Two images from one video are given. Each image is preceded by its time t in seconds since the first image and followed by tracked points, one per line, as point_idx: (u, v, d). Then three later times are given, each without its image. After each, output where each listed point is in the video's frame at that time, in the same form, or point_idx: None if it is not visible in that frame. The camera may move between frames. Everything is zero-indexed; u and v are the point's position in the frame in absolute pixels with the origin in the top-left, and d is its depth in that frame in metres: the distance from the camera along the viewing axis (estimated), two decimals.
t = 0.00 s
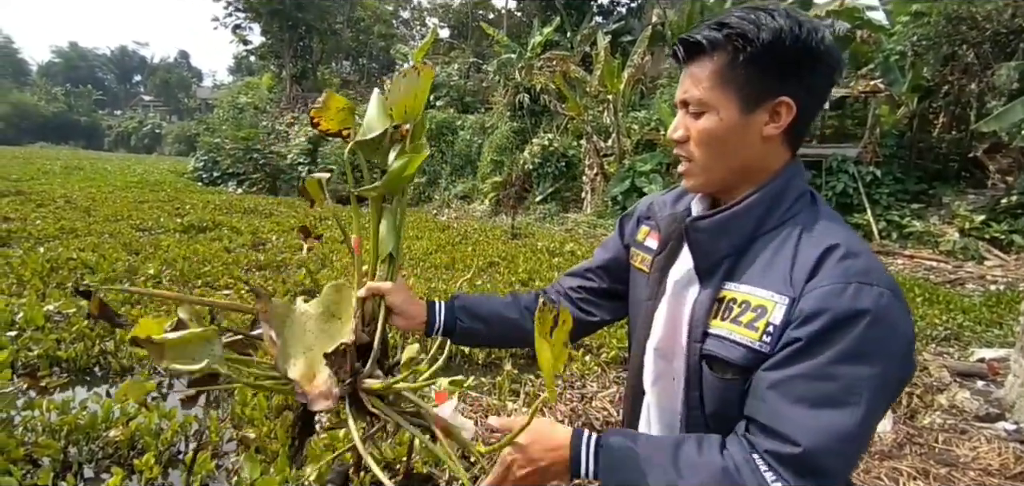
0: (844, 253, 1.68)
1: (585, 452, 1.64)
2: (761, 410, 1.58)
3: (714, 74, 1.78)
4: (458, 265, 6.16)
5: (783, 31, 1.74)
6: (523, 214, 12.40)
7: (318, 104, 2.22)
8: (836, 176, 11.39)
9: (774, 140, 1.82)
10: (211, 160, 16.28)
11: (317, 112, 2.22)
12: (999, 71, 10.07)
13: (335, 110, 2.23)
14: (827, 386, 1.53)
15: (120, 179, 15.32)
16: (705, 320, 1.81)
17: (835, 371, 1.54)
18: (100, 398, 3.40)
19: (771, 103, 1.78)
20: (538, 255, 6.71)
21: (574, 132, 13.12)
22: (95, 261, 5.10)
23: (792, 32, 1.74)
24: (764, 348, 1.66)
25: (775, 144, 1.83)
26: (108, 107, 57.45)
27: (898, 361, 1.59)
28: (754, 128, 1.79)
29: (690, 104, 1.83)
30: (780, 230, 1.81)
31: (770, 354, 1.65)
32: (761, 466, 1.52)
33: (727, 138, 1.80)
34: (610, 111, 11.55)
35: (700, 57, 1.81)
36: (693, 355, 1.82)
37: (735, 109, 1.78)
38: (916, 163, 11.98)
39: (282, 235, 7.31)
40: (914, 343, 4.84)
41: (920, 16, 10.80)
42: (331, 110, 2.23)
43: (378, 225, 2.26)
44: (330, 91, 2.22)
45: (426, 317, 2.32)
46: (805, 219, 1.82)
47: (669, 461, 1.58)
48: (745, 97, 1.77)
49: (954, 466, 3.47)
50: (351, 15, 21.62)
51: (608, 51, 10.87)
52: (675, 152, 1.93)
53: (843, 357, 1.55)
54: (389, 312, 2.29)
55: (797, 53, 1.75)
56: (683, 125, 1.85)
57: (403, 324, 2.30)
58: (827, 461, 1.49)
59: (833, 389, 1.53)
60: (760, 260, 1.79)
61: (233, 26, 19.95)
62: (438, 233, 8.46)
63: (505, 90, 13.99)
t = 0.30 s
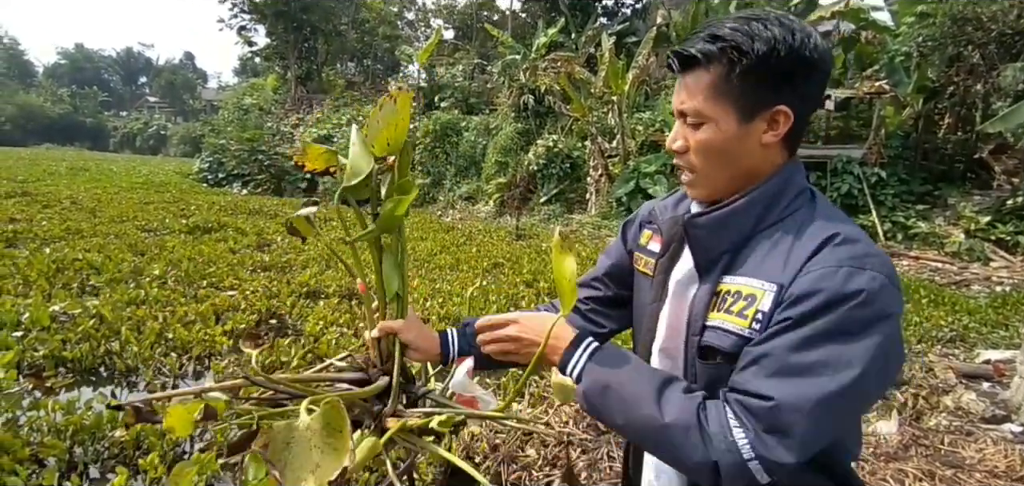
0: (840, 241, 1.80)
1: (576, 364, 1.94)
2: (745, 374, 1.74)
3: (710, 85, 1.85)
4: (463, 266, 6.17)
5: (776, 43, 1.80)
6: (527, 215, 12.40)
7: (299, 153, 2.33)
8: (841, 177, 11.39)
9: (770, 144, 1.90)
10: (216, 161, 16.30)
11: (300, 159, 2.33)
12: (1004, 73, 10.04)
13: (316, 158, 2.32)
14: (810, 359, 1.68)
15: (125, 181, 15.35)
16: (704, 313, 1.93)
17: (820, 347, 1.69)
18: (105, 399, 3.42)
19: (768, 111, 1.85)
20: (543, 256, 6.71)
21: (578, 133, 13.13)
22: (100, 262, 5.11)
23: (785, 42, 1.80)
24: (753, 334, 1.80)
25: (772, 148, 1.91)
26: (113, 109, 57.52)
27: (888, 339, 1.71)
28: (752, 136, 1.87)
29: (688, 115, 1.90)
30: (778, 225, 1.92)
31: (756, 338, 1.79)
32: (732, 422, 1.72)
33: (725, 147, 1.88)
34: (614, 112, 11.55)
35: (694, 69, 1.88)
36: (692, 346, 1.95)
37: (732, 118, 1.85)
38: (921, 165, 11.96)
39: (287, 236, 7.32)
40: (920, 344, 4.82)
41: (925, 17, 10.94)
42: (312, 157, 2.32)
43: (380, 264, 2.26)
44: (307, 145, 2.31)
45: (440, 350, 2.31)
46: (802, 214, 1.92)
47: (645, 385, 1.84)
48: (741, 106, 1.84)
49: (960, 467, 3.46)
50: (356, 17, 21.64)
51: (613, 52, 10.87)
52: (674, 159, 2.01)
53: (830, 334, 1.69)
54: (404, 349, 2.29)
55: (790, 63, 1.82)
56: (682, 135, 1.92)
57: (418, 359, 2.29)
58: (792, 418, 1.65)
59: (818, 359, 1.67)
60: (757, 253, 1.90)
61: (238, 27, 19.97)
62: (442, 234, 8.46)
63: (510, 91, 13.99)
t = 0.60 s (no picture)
0: (828, 250, 1.81)
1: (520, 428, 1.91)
2: (720, 368, 1.76)
3: (723, 90, 1.84)
4: (470, 267, 6.18)
5: (795, 49, 1.80)
6: (534, 216, 12.41)
7: (318, 163, 2.40)
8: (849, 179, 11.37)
9: (784, 149, 1.92)
10: (224, 163, 16.33)
11: (319, 169, 2.39)
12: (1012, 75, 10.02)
13: (338, 163, 2.40)
14: (782, 360, 1.69)
15: (133, 182, 15.39)
16: (697, 316, 1.97)
17: (796, 347, 1.70)
18: (113, 399, 3.43)
19: (783, 117, 1.86)
20: (550, 258, 6.71)
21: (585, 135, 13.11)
22: (109, 262, 5.12)
23: (802, 48, 1.80)
24: (733, 337, 1.83)
25: (784, 154, 1.93)
26: (120, 111, 57.68)
27: (868, 350, 1.72)
28: (760, 143, 1.88)
29: (700, 119, 1.89)
30: (772, 229, 1.93)
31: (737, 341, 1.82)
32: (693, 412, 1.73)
33: (737, 154, 1.88)
34: (621, 114, 11.54)
35: (704, 74, 1.86)
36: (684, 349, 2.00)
37: (744, 126, 1.85)
38: (929, 167, 11.92)
39: (295, 237, 7.33)
40: (928, 346, 4.81)
41: (933, 18, 10.83)
42: (333, 165, 2.40)
43: (410, 268, 2.36)
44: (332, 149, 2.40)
45: (473, 355, 2.43)
46: (801, 220, 1.93)
47: (590, 412, 1.83)
48: (749, 113, 1.84)
49: (969, 470, 3.44)
50: (363, 19, 21.68)
51: (620, 54, 10.87)
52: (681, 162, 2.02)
53: (808, 336, 1.70)
54: (437, 355, 2.43)
55: (805, 67, 1.82)
56: (691, 140, 1.92)
57: (451, 365, 2.44)
58: (755, 411, 1.67)
59: (791, 361, 1.69)
60: (750, 259, 1.92)
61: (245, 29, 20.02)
62: (450, 235, 8.46)
63: (517, 93, 13.98)
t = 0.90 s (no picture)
0: (842, 260, 1.69)
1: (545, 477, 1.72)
2: (735, 392, 1.63)
3: (736, 93, 1.73)
4: (478, 268, 6.18)
5: (813, 49, 1.68)
6: (541, 217, 12.43)
7: (325, 133, 2.44)
8: (857, 180, 11.36)
9: (798, 151, 1.81)
10: (232, 164, 16.42)
11: (325, 139, 2.43)
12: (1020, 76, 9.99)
13: (346, 131, 2.44)
14: (801, 383, 1.57)
15: (142, 183, 15.46)
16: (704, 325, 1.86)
17: (814, 370, 1.58)
18: (121, 399, 3.44)
19: (800, 120, 1.75)
20: (557, 259, 6.72)
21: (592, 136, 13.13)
22: (117, 263, 5.14)
23: (821, 50, 1.69)
24: (746, 351, 1.71)
25: (798, 156, 1.82)
26: (128, 113, 57.93)
27: (885, 367, 1.61)
28: (775, 147, 1.77)
29: (711, 122, 1.77)
30: (784, 238, 1.83)
31: (749, 356, 1.69)
32: (708, 444, 1.61)
33: (751, 158, 1.77)
34: (628, 115, 11.54)
35: (716, 74, 1.74)
36: (691, 357, 1.90)
37: (759, 130, 1.74)
38: (936, 169, 11.89)
39: (302, 238, 7.35)
40: (936, 348, 4.80)
41: (940, 19, 10.78)
42: (340, 134, 2.43)
43: (416, 242, 2.40)
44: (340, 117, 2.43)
45: (481, 337, 2.40)
46: (813, 226, 1.82)
47: (611, 458, 1.69)
48: (764, 117, 1.73)
49: (977, 472, 3.43)
50: (370, 20, 21.73)
51: (627, 55, 10.88)
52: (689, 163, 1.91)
53: (825, 358, 1.58)
54: (444, 333, 2.41)
55: (821, 67, 1.71)
56: (702, 143, 1.80)
57: (458, 344, 2.42)
58: (781, 443, 1.55)
59: (810, 385, 1.57)
60: (761, 268, 1.80)
61: (253, 31, 20.08)
62: (457, 236, 8.49)
63: (523, 94, 14.01)
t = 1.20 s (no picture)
0: (859, 263, 1.63)
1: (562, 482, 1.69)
2: (754, 405, 1.59)
3: (746, 91, 1.69)
4: (484, 269, 6.18)
5: (825, 44, 1.65)
6: (548, 218, 12.44)
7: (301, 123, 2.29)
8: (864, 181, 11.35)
9: (810, 149, 1.76)
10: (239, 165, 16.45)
11: (303, 129, 2.28)
12: None
13: (325, 117, 2.28)
14: (821, 395, 1.52)
15: (149, 184, 15.51)
16: (713, 328, 1.83)
17: (834, 380, 1.53)
18: (128, 400, 3.46)
19: (812, 118, 1.71)
20: (563, 260, 6.71)
21: (599, 137, 13.12)
22: (125, 263, 5.15)
23: (833, 45, 1.65)
24: (761, 357, 1.67)
25: (810, 155, 1.78)
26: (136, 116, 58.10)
27: (905, 375, 1.56)
28: (788, 146, 1.73)
29: (720, 121, 1.73)
30: (798, 240, 1.78)
31: (765, 363, 1.65)
32: (725, 461, 1.58)
33: (761, 156, 1.73)
34: (634, 116, 11.53)
35: (726, 71, 1.71)
36: (699, 361, 1.86)
37: (771, 128, 1.70)
38: (943, 169, 11.86)
39: (309, 239, 7.36)
40: (944, 349, 4.78)
41: (947, 20, 10.71)
42: (319, 121, 2.28)
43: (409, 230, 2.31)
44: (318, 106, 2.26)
45: (480, 324, 2.37)
46: (827, 227, 1.78)
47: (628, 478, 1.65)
48: (776, 115, 1.69)
49: (985, 473, 3.42)
50: (376, 22, 21.75)
51: (633, 56, 10.87)
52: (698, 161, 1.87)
53: (844, 367, 1.53)
54: (444, 318, 2.36)
55: (834, 63, 1.67)
56: (711, 142, 1.77)
57: (457, 330, 2.36)
58: (805, 458, 1.50)
59: (830, 397, 1.52)
60: (774, 272, 1.76)
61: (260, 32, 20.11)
62: (463, 237, 8.49)
63: (530, 95, 14.01)
